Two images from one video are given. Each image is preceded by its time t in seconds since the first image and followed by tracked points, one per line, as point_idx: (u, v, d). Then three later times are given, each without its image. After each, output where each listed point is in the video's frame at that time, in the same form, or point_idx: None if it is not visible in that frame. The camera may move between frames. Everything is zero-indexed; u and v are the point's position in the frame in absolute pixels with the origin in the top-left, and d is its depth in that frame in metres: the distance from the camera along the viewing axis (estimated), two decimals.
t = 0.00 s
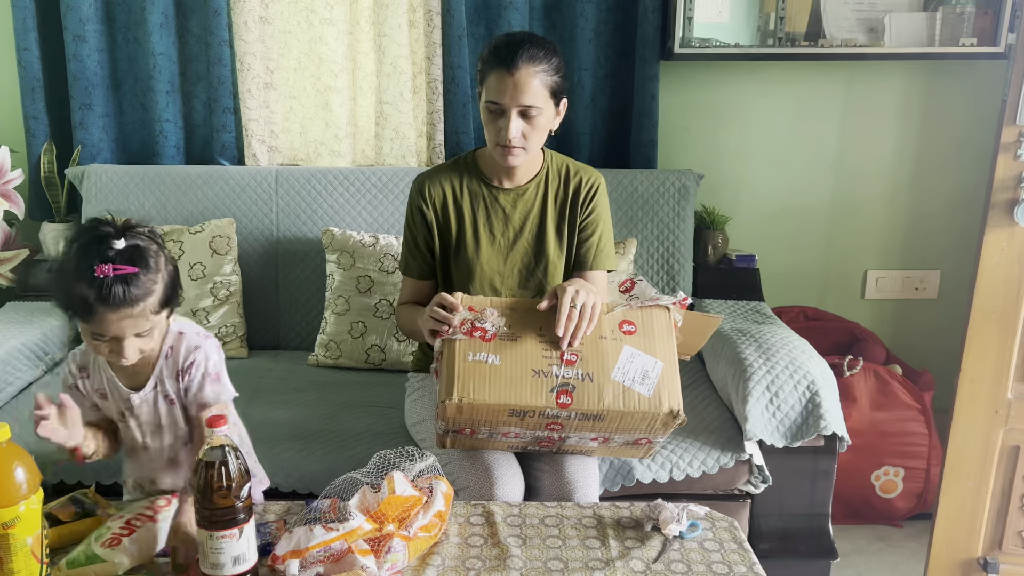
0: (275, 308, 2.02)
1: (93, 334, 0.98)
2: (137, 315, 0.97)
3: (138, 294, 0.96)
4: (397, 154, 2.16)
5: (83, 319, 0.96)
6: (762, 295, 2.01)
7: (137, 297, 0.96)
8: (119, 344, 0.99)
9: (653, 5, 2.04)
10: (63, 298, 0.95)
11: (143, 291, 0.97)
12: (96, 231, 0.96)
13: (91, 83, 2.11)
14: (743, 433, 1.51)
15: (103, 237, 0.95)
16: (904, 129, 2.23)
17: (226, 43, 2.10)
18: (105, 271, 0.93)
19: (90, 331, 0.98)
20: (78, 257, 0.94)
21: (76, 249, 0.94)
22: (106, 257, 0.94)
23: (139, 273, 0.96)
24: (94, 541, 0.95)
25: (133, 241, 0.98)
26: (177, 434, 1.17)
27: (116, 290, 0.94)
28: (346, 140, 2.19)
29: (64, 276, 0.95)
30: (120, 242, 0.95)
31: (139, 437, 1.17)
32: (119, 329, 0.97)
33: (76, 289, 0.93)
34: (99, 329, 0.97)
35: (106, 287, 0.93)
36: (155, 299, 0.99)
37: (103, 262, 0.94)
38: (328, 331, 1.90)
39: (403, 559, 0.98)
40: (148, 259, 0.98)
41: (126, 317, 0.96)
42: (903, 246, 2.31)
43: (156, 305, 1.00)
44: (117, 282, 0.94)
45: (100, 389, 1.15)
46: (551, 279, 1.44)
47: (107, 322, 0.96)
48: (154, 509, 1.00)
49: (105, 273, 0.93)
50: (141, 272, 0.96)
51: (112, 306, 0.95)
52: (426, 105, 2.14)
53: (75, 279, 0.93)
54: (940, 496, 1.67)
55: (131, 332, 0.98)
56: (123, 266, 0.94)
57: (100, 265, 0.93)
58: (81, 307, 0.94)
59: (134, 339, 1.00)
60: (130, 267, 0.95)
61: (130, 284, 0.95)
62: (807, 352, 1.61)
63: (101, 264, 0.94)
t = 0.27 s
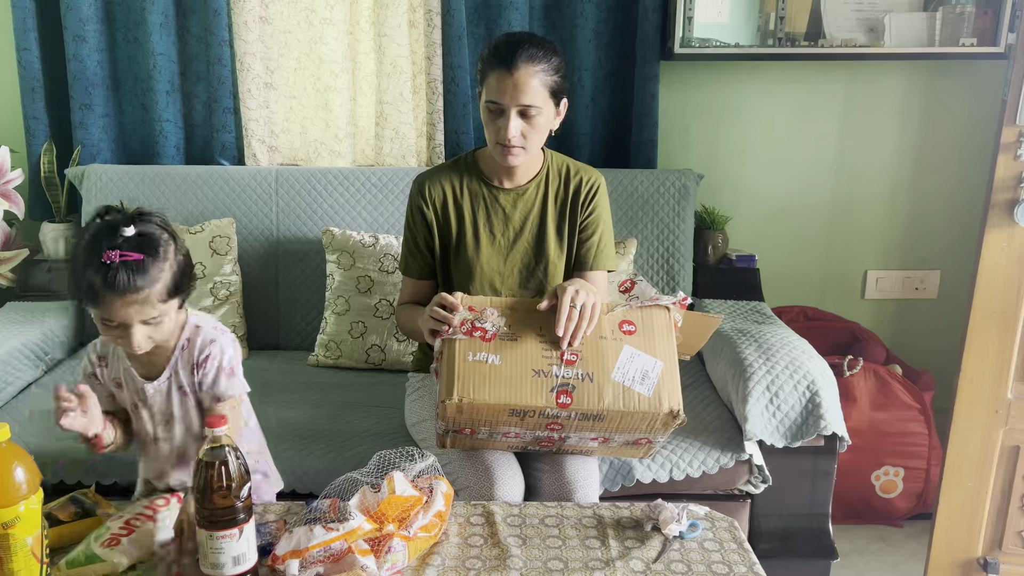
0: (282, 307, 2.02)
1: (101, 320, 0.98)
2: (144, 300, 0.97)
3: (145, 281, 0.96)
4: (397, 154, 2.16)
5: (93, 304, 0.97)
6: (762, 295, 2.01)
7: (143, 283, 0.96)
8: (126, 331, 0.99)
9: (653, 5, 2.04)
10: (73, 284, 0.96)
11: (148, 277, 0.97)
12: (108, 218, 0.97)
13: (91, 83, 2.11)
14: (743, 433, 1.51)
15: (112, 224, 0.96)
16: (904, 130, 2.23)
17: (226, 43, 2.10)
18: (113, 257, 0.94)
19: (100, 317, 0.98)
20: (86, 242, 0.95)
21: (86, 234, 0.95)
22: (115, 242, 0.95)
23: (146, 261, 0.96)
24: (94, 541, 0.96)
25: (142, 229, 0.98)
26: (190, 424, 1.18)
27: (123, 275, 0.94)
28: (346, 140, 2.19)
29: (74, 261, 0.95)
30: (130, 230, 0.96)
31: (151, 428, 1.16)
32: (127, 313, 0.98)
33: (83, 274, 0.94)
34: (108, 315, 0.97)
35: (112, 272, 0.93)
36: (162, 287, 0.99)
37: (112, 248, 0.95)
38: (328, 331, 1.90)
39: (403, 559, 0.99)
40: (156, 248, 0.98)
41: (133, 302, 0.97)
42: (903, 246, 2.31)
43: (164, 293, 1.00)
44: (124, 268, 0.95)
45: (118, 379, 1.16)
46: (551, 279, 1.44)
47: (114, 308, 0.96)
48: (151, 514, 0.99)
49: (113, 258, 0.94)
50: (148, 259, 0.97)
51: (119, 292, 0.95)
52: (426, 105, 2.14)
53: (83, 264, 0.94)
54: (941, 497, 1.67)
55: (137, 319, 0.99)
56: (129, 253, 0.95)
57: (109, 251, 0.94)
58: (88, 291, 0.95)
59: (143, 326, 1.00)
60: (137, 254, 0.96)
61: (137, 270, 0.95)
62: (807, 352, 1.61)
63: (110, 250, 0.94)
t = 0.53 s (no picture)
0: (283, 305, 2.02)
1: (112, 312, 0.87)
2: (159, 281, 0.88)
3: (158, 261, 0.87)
4: (398, 154, 2.16)
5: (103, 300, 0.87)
6: (762, 295, 2.02)
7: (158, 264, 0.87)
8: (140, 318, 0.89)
9: (653, 5, 2.04)
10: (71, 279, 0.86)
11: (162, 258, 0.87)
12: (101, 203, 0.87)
13: (91, 83, 2.11)
14: (743, 433, 1.51)
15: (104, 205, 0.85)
16: (904, 130, 2.23)
17: (226, 43, 2.10)
18: (120, 241, 0.85)
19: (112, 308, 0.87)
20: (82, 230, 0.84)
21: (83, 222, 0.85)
22: (114, 226, 0.85)
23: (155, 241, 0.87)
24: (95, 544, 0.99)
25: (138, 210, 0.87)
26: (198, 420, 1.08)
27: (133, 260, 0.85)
28: (346, 140, 2.19)
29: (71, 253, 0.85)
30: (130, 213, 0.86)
31: (153, 422, 1.04)
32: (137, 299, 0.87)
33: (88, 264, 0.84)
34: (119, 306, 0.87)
35: (120, 257, 0.84)
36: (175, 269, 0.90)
37: (114, 232, 0.85)
38: (328, 331, 1.90)
39: (403, 559, 0.98)
40: (164, 227, 0.88)
41: (148, 285, 0.87)
42: (903, 246, 2.31)
43: (177, 274, 0.90)
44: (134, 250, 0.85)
45: (117, 375, 1.04)
46: (552, 279, 1.44)
47: (126, 294, 0.86)
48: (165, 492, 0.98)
49: (121, 242, 0.85)
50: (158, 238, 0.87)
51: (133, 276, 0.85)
52: (426, 105, 2.14)
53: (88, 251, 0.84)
54: (941, 497, 1.67)
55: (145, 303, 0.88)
56: (137, 235, 0.85)
57: (115, 236, 0.85)
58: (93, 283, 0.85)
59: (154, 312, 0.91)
60: (145, 235, 0.86)
61: (147, 251, 0.86)
62: (807, 352, 1.61)
63: (114, 234, 0.85)
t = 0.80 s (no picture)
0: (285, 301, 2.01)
1: (167, 267, 1.11)
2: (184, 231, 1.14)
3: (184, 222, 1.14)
4: (398, 154, 2.16)
5: (159, 264, 1.10)
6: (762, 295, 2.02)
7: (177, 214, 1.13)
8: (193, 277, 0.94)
9: (653, 5, 2.04)
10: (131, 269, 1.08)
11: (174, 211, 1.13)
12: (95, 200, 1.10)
13: (91, 83, 2.11)
14: (743, 433, 1.51)
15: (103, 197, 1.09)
16: (904, 130, 2.23)
17: (226, 43, 2.10)
18: (140, 204, 1.09)
19: (169, 266, 1.12)
20: (101, 214, 1.07)
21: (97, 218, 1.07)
22: (124, 201, 1.09)
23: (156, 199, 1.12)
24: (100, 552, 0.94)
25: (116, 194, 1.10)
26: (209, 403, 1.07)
27: (161, 213, 1.11)
28: (346, 140, 2.19)
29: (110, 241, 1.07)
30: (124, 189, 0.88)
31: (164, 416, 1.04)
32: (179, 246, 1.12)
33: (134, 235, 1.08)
34: (171, 258, 1.11)
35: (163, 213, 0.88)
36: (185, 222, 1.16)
37: (127, 204, 1.09)
38: (328, 331, 1.90)
39: (402, 559, 0.99)
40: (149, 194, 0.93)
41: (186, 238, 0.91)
42: (903, 246, 2.31)
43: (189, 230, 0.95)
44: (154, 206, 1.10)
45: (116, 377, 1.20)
46: (552, 279, 1.44)
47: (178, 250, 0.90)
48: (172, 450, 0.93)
49: (144, 205, 1.09)
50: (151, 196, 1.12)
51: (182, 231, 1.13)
52: (426, 105, 2.14)
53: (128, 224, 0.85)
54: (940, 497, 1.67)
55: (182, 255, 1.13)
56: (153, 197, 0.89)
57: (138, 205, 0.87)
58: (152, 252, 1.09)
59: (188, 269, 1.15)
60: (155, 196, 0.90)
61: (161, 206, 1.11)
62: (807, 352, 1.61)
63: (131, 204, 1.09)
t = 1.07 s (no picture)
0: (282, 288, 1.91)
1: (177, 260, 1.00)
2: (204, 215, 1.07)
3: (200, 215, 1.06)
4: (398, 154, 2.16)
5: (166, 257, 0.98)
6: (761, 295, 2.02)
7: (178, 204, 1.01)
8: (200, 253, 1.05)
9: (653, 5, 2.04)
10: (128, 259, 0.95)
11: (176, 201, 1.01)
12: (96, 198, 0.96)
13: (91, 83, 2.11)
14: (743, 433, 1.51)
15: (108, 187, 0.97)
16: (904, 130, 2.23)
17: (226, 43, 2.10)
18: (145, 199, 0.97)
19: (174, 259, 1.00)
20: (107, 208, 0.95)
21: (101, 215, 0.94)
22: (127, 193, 0.97)
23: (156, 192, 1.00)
24: (100, 552, 0.94)
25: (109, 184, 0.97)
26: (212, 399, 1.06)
27: (171, 210, 0.99)
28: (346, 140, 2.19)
29: (113, 237, 0.94)
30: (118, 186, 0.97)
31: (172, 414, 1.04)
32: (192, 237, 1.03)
33: (140, 231, 0.95)
34: (177, 250, 1.00)
35: (165, 198, 0.99)
36: (189, 214, 1.04)
37: (130, 199, 0.97)
38: (328, 331, 1.90)
39: (402, 559, 0.99)
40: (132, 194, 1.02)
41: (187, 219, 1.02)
42: (903, 246, 2.31)
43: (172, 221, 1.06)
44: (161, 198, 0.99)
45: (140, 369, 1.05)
46: (552, 279, 1.44)
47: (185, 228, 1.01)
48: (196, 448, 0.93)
49: (149, 199, 0.98)
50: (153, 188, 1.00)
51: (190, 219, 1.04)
52: (426, 105, 2.14)
53: (141, 208, 0.96)
54: (940, 497, 1.67)
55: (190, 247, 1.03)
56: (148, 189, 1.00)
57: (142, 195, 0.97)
58: (158, 244, 0.97)
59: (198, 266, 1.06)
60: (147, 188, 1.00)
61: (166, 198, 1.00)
62: (807, 352, 1.61)
63: (134, 199, 0.97)
